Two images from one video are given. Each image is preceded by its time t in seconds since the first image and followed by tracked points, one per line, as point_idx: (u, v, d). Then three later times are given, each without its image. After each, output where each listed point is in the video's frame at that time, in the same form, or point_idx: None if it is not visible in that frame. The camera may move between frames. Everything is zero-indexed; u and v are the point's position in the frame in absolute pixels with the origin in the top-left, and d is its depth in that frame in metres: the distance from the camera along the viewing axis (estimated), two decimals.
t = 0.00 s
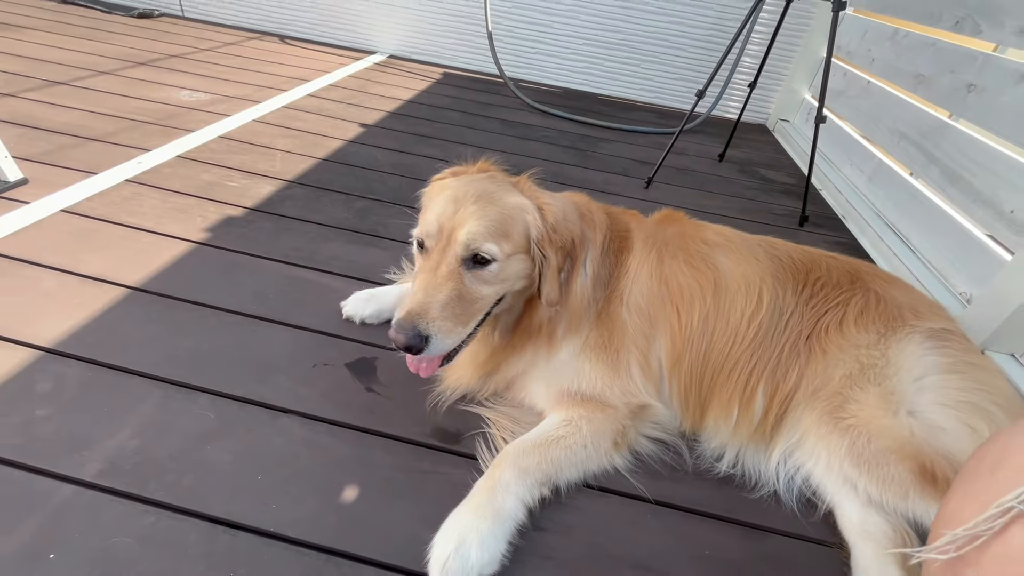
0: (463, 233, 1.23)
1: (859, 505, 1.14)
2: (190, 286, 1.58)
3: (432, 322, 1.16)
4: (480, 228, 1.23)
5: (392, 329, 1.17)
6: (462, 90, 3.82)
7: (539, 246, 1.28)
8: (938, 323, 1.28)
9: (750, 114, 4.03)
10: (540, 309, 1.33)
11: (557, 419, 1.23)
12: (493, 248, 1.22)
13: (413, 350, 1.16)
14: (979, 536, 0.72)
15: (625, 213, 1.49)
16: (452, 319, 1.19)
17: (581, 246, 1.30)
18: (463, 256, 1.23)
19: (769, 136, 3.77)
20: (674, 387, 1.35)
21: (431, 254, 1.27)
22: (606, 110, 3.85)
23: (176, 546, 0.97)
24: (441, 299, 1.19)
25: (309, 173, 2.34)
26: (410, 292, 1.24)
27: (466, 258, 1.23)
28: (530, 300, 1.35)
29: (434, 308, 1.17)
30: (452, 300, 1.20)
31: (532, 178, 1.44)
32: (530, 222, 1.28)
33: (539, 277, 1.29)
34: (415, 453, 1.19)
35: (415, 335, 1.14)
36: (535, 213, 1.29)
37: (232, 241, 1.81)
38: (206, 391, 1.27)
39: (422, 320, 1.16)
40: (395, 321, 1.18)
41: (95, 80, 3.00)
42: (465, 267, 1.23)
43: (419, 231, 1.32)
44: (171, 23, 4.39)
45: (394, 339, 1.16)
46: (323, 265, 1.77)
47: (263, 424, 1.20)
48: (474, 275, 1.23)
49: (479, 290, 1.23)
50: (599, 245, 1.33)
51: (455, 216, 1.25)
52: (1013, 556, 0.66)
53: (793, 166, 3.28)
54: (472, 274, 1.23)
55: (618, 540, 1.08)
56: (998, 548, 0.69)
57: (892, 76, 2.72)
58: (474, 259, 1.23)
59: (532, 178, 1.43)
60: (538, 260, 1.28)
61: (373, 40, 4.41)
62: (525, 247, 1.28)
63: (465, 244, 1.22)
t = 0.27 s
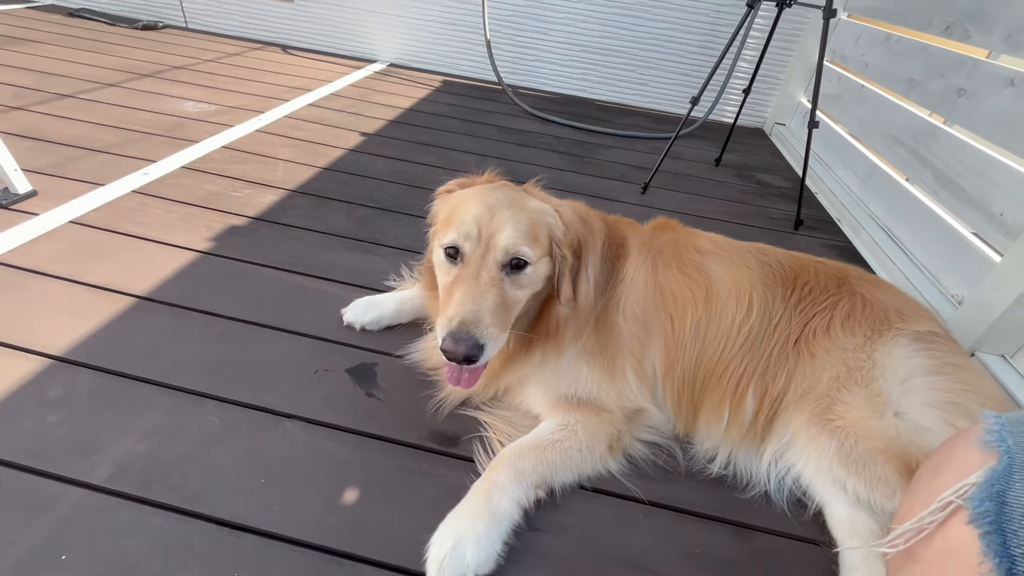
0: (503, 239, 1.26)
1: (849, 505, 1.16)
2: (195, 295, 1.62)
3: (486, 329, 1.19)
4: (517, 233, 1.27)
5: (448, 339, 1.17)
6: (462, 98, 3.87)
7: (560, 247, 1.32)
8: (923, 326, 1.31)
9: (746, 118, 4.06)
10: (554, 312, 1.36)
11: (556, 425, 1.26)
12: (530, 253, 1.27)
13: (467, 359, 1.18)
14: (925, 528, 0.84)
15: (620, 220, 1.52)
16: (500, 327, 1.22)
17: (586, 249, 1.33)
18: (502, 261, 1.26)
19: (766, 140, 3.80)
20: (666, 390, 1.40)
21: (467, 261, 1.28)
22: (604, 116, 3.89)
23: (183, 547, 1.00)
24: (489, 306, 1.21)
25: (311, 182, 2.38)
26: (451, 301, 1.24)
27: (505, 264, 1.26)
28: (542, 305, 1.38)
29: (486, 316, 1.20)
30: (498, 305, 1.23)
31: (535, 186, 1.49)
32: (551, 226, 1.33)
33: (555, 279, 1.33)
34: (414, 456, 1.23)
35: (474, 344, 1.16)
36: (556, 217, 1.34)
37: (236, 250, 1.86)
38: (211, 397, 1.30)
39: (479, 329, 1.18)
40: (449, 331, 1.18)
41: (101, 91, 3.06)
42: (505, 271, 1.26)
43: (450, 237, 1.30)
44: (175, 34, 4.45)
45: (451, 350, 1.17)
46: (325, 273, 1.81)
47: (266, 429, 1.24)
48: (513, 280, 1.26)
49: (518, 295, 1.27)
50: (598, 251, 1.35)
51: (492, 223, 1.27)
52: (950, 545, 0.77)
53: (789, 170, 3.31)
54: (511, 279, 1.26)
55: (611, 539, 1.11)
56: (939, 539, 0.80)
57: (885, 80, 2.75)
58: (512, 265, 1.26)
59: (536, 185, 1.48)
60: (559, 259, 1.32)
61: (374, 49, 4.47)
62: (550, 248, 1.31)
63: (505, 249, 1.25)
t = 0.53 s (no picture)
0: (508, 243, 1.24)
1: (840, 511, 1.15)
2: (182, 301, 1.60)
3: (499, 334, 1.18)
4: (521, 236, 1.26)
5: (464, 348, 1.15)
6: (455, 101, 3.86)
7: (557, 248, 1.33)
8: (914, 328, 1.30)
9: (741, 119, 4.06)
10: (549, 314, 1.34)
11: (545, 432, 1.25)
12: (534, 256, 1.27)
13: (483, 367, 1.17)
14: (900, 535, 0.77)
15: (610, 223, 1.51)
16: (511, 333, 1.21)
17: (578, 251, 1.34)
18: (508, 264, 1.25)
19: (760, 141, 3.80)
20: (656, 394, 1.39)
21: (472, 266, 1.25)
22: (598, 118, 3.89)
23: (162, 558, 0.99)
24: (499, 312, 1.20)
25: (301, 186, 2.37)
26: (460, 308, 1.21)
27: (510, 268, 1.25)
28: (537, 306, 1.35)
29: (499, 322, 1.18)
30: (507, 309, 1.21)
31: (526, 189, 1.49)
32: (550, 228, 1.33)
33: (551, 281, 1.33)
34: (400, 464, 1.21)
35: (490, 352, 1.15)
36: (554, 219, 1.34)
37: (224, 255, 1.84)
38: (194, 405, 1.29)
39: (494, 335, 1.16)
40: (463, 339, 1.16)
41: (92, 97, 3.05)
42: (510, 275, 1.25)
43: (452, 241, 1.27)
44: (169, 39, 4.45)
45: (468, 358, 1.15)
46: (313, 278, 1.80)
47: (250, 437, 1.23)
48: (519, 284, 1.26)
49: (523, 298, 1.26)
50: (589, 253, 1.35)
51: (496, 227, 1.25)
52: (929, 556, 0.70)
53: (783, 171, 3.30)
54: (517, 282, 1.25)
55: (599, 546, 1.10)
56: (915, 549, 0.74)
57: (878, 81, 2.74)
58: (517, 268, 1.26)
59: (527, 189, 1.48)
60: (555, 260, 1.32)
61: (368, 53, 4.46)
62: (548, 250, 1.31)
63: (511, 252, 1.24)
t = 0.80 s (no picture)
0: (501, 231, 1.22)
1: (835, 506, 1.13)
2: (166, 300, 1.57)
3: (497, 322, 1.16)
4: (515, 224, 1.24)
5: (461, 337, 1.13)
6: (448, 99, 3.84)
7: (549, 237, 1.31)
8: (909, 320, 1.28)
9: (735, 116, 4.05)
10: (542, 306, 1.31)
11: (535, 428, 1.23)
12: (528, 243, 1.25)
13: (481, 356, 1.15)
14: (939, 497, 0.80)
15: (601, 215, 1.49)
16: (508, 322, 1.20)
17: (569, 242, 1.32)
18: (503, 253, 1.23)
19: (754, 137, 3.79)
20: (648, 389, 1.37)
21: (465, 256, 1.23)
22: (591, 116, 3.87)
23: (139, 562, 0.96)
24: (495, 301, 1.18)
25: (290, 184, 2.34)
26: (455, 297, 1.19)
27: (505, 256, 1.23)
28: (529, 300, 1.33)
29: (496, 310, 1.17)
30: (503, 297, 1.20)
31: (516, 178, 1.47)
32: (542, 217, 1.31)
33: (543, 271, 1.31)
34: (388, 463, 1.19)
35: (489, 340, 1.14)
36: (547, 208, 1.33)
37: (210, 253, 1.81)
38: (177, 404, 1.26)
39: (492, 323, 1.15)
40: (461, 328, 1.14)
41: (80, 96, 3.01)
42: (505, 264, 1.23)
43: (443, 231, 1.24)
44: (159, 38, 4.41)
45: (466, 347, 1.13)
46: (302, 275, 1.77)
47: (234, 437, 1.20)
48: (514, 272, 1.24)
49: (518, 287, 1.24)
50: (580, 245, 1.34)
51: (489, 215, 1.23)
52: (960, 515, 0.74)
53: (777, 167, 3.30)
54: (511, 271, 1.24)
55: (590, 545, 1.07)
56: (950, 508, 0.77)
57: (870, 76, 2.74)
58: (511, 256, 1.24)
59: (516, 178, 1.46)
60: (547, 250, 1.30)
61: (360, 51, 4.43)
62: (541, 239, 1.29)
63: (505, 240, 1.23)
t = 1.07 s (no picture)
0: (488, 215, 1.22)
1: (826, 501, 1.13)
2: (151, 299, 1.55)
3: (482, 303, 1.14)
4: (502, 209, 1.24)
5: (446, 317, 1.12)
6: (440, 97, 3.83)
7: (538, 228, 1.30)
8: (897, 313, 1.28)
9: (726, 114, 4.05)
10: (531, 298, 1.30)
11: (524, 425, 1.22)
12: (516, 229, 1.25)
13: (465, 337, 1.13)
14: (968, 465, 0.75)
15: (591, 211, 1.48)
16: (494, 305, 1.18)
17: (559, 235, 1.31)
18: (490, 237, 1.22)
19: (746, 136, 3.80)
20: (638, 386, 1.36)
21: (451, 240, 1.22)
22: (583, 114, 3.87)
23: (120, 564, 0.94)
24: (481, 283, 1.16)
25: (280, 183, 2.32)
26: (440, 279, 1.18)
27: (492, 240, 1.23)
28: (517, 293, 1.31)
29: (481, 292, 1.15)
30: (489, 281, 1.18)
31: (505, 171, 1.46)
32: (530, 206, 1.31)
33: (532, 263, 1.30)
34: (376, 462, 1.17)
35: (473, 321, 1.12)
36: (536, 198, 1.32)
37: (197, 252, 1.79)
38: (161, 404, 1.24)
39: (477, 304, 1.13)
40: (445, 308, 1.12)
41: (66, 95, 2.97)
42: (492, 249, 1.23)
43: (430, 215, 1.24)
44: (148, 37, 4.36)
45: (450, 327, 1.12)
46: (290, 274, 1.75)
47: (219, 437, 1.18)
48: (501, 258, 1.23)
49: (505, 273, 1.23)
50: (569, 238, 1.33)
51: (476, 200, 1.23)
52: (991, 482, 0.70)
53: (768, 165, 3.30)
54: (498, 256, 1.23)
55: (580, 543, 1.06)
56: (981, 478, 0.72)
57: (860, 74, 2.75)
58: (498, 241, 1.23)
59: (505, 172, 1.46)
60: (535, 241, 1.29)
61: (351, 50, 4.41)
62: (529, 229, 1.29)
63: (492, 224, 1.22)
